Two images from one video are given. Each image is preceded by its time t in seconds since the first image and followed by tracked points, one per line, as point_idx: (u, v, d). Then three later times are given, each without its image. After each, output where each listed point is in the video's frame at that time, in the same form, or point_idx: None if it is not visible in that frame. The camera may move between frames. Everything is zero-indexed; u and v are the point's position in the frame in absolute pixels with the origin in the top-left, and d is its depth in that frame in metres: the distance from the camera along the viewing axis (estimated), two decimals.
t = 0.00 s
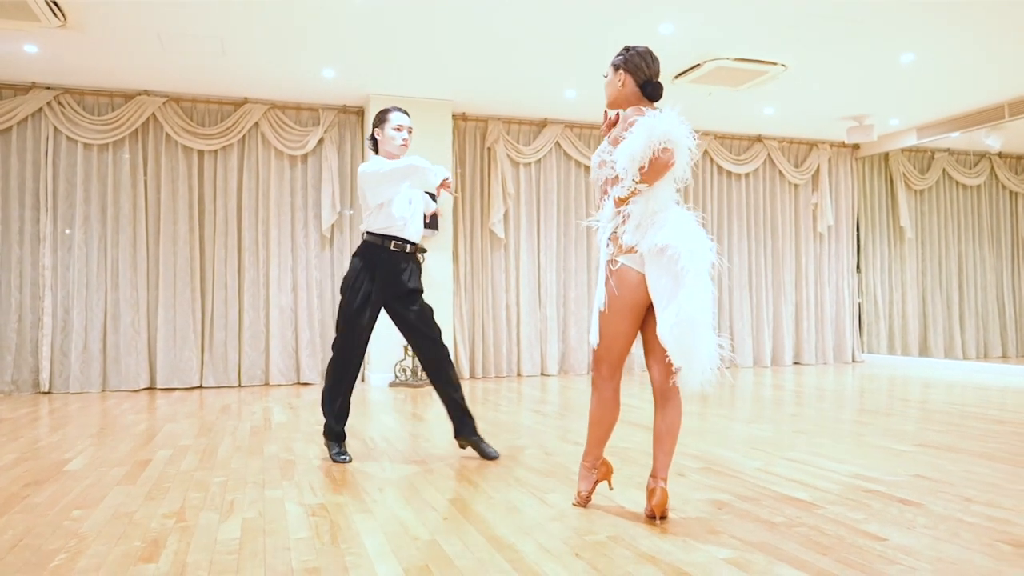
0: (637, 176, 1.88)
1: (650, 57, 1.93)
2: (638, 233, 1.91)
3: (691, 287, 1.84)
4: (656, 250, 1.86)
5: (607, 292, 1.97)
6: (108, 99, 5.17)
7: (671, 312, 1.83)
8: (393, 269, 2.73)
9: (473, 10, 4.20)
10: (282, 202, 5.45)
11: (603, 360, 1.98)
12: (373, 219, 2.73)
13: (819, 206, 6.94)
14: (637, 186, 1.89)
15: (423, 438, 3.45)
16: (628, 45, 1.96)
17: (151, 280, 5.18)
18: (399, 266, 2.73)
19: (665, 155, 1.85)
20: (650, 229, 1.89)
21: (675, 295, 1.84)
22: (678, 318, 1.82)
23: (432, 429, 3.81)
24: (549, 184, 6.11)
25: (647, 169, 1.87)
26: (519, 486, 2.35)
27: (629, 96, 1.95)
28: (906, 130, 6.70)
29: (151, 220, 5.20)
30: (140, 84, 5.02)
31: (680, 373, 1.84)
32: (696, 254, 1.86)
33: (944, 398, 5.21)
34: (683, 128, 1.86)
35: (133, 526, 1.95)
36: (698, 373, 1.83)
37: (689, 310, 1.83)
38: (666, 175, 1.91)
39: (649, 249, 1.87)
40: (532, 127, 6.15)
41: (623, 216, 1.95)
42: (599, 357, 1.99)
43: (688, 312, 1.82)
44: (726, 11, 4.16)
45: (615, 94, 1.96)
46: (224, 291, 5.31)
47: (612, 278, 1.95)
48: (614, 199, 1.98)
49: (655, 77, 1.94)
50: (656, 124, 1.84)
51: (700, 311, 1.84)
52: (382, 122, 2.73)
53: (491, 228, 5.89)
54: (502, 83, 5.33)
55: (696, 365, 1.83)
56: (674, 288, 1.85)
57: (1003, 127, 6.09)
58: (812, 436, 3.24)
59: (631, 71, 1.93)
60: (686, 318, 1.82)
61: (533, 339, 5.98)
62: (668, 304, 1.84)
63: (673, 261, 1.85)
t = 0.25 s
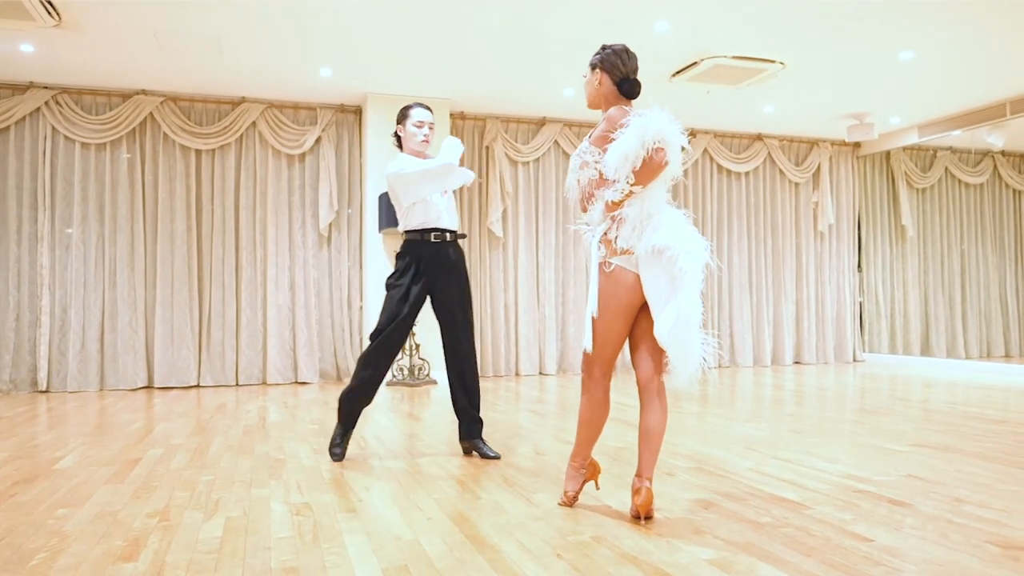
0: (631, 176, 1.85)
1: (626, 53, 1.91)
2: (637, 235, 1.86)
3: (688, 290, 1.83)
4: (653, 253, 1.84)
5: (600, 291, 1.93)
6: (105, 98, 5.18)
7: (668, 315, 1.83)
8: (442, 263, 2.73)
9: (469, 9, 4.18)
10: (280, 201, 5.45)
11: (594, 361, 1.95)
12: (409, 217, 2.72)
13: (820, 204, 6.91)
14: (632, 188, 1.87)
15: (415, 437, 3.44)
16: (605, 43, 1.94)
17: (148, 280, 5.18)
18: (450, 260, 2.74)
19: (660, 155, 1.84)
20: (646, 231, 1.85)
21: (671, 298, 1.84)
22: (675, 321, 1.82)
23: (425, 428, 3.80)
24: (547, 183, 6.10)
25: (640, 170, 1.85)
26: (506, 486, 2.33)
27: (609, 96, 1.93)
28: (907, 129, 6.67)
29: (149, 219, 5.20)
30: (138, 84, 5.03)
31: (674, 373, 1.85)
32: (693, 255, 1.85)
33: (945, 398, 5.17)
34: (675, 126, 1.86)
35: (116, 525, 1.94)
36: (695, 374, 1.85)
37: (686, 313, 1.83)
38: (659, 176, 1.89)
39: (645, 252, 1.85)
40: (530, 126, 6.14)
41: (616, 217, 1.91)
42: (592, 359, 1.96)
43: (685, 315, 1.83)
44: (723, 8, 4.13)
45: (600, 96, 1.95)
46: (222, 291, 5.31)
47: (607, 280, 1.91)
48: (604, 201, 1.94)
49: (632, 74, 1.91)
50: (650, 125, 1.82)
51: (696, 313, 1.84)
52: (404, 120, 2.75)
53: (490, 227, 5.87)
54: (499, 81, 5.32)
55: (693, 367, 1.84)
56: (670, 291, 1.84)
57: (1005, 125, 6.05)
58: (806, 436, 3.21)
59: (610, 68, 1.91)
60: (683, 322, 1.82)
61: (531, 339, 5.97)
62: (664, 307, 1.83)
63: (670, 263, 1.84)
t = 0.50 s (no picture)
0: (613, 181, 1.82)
1: (597, 55, 1.91)
2: (621, 243, 1.82)
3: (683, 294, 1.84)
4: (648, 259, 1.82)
5: (582, 292, 1.88)
6: (98, 99, 5.17)
7: (663, 320, 1.82)
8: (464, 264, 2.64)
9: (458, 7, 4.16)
10: (274, 201, 5.44)
11: (575, 367, 1.90)
12: (422, 219, 2.64)
13: (818, 204, 6.88)
14: (617, 196, 1.83)
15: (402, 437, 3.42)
16: (577, 47, 1.94)
17: (142, 280, 5.18)
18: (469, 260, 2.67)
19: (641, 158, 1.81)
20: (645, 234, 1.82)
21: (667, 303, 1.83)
22: (671, 326, 1.83)
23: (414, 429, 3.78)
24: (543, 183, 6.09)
25: (622, 174, 1.82)
26: (485, 489, 2.30)
27: (583, 101, 1.93)
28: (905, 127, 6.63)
29: (142, 219, 5.19)
30: (130, 84, 5.02)
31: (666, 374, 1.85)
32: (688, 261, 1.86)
33: (941, 398, 5.14)
34: (653, 128, 1.82)
35: (87, 528, 1.92)
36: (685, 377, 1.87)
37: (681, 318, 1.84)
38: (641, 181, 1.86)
39: (643, 256, 1.82)
40: (525, 125, 6.12)
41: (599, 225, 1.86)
42: (571, 365, 1.90)
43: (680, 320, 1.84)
44: (715, 6, 4.10)
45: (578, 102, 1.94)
46: (216, 291, 5.31)
47: (589, 285, 1.87)
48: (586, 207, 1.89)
49: (604, 75, 1.91)
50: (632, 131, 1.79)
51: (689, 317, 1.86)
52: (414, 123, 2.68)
53: (484, 226, 5.87)
54: (492, 80, 5.29)
55: (686, 371, 1.86)
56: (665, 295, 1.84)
57: (1003, 123, 6.00)
58: (795, 439, 3.18)
59: (584, 72, 1.90)
60: (678, 327, 1.83)
61: (526, 339, 5.95)
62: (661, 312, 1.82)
63: (667, 269, 1.84)
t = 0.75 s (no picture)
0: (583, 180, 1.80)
1: (575, 57, 1.88)
2: (599, 248, 1.80)
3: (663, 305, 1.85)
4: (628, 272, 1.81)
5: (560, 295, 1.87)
6: (91, 99, 5.17)
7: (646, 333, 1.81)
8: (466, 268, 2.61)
9: (448, 7, 4.14)
10: (267, 201, 5.44)
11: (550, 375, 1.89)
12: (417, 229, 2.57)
13: (814, 203, 6.86)
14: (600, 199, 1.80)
15: (391, 438, 3.41)
16: (555, 50, 1.92)
17: (135, 280, 5.17)
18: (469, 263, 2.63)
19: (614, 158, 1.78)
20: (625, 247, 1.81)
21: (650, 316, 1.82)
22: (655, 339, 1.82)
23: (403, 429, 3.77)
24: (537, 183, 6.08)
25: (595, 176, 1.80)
26: (466, 492, 2.29)
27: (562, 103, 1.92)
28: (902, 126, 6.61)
29: (135, 220, 5.19)
30: (123, 84, 5.02)
31: (645, 382, 1.85)
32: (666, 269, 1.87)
33: (936, 399, 5.12)
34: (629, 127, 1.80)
35: (62, 530, 1.91)
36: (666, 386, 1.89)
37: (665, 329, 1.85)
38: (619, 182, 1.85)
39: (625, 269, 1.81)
40: (519, 125, 6.11)
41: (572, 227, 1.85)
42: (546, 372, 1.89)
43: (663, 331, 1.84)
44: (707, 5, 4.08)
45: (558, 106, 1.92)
46: (209, 291, 5.30)
47: (566, 290, 1.86)
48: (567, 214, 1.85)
49: (582, 77, 1.89)
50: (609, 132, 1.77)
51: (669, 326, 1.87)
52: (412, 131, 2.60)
53: (478, 227, 5.87)
54: (485, 79, 5.28)
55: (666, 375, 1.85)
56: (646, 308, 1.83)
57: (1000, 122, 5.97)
58: (783, 440, 3.17)
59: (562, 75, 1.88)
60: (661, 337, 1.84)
61: (520, 339, 5.94)
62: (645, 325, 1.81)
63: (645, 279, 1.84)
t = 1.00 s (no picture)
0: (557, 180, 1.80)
1: (552, 58, 1.86)
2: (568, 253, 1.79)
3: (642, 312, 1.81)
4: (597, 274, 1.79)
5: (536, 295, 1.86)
6: (87, 100, 5.18)
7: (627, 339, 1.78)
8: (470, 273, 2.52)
9: (440, 7, 4.13)
10: (263, 202, 5.44)
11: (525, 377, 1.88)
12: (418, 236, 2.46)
13: (813, 203, 6.84)
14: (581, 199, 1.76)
15: (380, 438, 3.41)
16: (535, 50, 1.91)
17: (131, 281, 5.18)
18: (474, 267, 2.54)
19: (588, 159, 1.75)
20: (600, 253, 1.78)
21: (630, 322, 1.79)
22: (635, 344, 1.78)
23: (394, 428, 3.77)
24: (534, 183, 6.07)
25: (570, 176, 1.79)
26: (448, 492, 2.28)
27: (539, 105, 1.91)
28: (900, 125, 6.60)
29: (130, 220, 5.20)
30: (118, 85, 5.03)
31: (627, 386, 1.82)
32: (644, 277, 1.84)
33: (933, 400, 5.09)
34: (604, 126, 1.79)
35: (39, 531, 1.90)
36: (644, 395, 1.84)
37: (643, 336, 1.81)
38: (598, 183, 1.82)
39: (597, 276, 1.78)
40: (516, 125, 6.10)
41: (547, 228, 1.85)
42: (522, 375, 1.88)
43: (644, 338, 1.80)
44: (697, 4, 4.06)
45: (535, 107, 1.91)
46: (205, 292, 5.31)
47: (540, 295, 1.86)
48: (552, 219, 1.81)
49: (559, 79, 1.87)
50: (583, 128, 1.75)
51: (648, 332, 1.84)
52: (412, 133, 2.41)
53: (475, 227, 5.87)
54: (480, 80, 5.27)
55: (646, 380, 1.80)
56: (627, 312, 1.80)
57: (999, 121, 5.93)
58: (772, 441, 3.15)
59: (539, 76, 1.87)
60: (642, 343, 1.80)
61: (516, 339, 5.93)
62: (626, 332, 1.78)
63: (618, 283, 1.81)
